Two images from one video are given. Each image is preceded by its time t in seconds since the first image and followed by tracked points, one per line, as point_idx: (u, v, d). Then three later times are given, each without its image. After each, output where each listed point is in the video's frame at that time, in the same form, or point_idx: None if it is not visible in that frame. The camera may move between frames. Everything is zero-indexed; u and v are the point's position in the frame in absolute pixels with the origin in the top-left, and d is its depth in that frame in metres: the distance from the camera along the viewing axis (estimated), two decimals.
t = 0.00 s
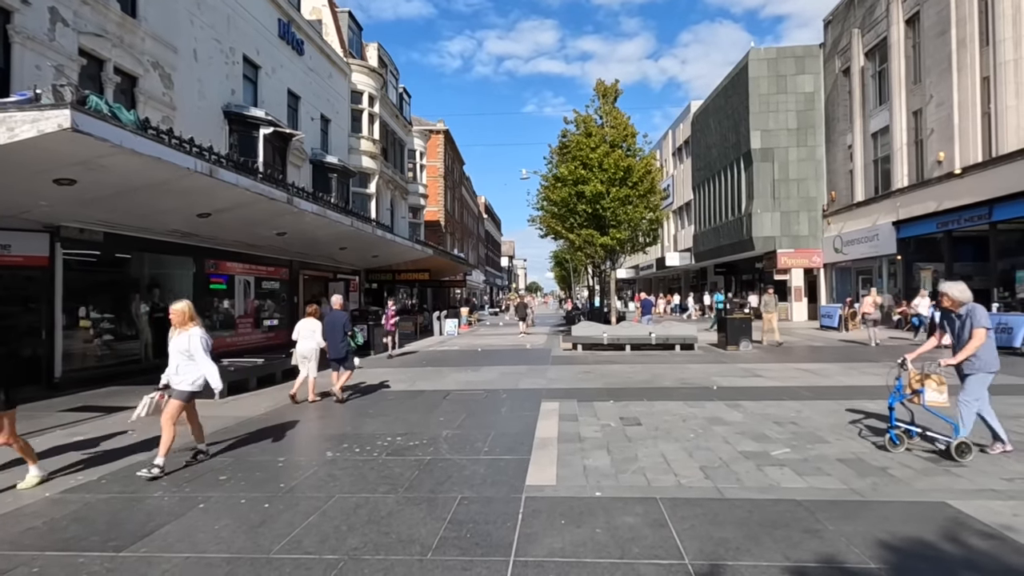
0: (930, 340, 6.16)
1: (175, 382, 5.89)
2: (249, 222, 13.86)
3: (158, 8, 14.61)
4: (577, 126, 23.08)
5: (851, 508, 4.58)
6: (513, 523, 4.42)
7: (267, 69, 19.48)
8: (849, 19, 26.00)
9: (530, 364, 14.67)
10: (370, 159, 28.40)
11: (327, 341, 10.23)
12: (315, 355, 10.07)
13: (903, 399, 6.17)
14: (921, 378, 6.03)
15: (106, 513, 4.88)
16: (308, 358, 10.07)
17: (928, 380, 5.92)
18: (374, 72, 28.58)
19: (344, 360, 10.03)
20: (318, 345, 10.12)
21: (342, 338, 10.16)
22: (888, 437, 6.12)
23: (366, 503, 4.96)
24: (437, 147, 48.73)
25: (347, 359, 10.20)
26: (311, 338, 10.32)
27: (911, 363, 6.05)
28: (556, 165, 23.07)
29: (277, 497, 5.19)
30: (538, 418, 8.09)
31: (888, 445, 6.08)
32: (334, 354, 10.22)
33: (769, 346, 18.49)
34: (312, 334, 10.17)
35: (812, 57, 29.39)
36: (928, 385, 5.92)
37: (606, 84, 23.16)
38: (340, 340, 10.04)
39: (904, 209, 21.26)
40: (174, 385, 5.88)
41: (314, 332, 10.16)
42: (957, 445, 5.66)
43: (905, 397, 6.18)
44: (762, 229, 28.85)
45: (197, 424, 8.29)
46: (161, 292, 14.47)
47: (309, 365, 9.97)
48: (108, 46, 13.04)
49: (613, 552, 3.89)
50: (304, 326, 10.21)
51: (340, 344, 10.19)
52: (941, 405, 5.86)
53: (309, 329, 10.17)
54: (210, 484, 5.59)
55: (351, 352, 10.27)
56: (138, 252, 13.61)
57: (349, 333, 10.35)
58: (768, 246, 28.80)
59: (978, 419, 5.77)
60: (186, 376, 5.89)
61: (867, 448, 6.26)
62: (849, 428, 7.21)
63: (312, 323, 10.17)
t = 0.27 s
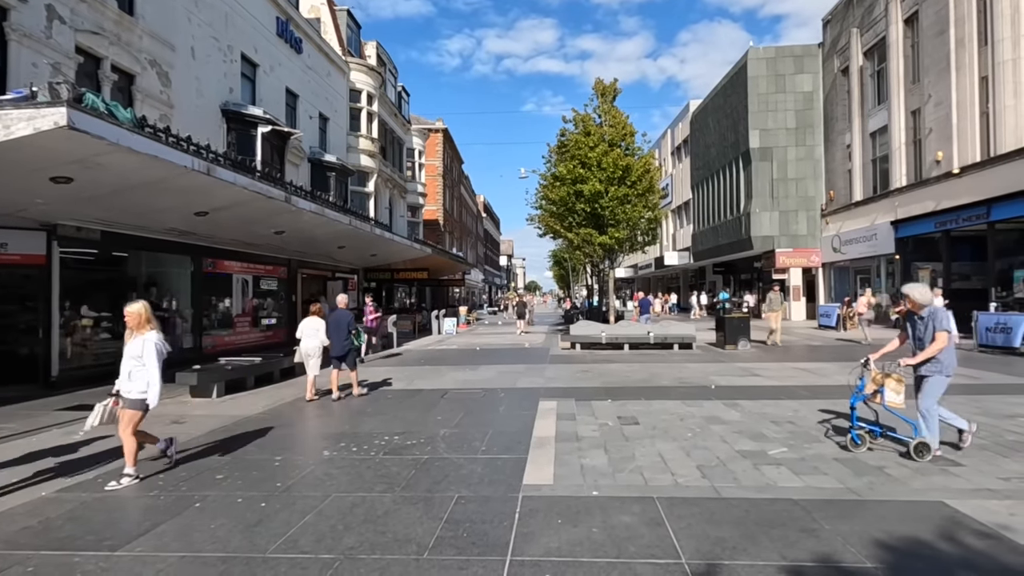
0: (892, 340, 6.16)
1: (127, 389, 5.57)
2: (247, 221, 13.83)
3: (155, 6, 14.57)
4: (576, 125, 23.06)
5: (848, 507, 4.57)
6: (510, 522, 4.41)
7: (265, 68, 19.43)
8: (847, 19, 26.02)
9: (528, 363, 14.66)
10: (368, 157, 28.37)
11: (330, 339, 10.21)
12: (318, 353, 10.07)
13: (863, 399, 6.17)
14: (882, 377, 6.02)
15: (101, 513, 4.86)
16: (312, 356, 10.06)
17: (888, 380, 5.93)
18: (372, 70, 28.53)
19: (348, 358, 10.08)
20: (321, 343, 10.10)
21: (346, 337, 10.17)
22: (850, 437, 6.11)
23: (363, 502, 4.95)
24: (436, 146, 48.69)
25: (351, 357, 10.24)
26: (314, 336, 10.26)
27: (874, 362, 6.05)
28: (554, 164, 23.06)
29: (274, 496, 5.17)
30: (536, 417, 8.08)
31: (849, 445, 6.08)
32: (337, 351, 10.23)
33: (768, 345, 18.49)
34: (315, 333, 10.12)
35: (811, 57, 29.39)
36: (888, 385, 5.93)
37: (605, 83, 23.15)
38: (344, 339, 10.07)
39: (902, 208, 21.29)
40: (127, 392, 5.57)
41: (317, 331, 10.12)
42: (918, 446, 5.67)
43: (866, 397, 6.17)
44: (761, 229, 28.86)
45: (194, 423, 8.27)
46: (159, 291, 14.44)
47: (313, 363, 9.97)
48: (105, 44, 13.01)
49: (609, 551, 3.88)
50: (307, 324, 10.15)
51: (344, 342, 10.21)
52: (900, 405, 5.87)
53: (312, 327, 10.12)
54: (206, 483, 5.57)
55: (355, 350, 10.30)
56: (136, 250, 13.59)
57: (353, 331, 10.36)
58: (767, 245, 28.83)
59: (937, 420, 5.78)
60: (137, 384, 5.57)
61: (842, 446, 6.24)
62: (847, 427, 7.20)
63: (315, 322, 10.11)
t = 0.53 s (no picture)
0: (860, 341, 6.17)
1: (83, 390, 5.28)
2: (244, 220, 13.78)
3: (152, 4, 14.50)
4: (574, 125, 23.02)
5: (849, 508, 4.54)
6: (509, 524, 4.38)
7: (263, 66, 19.36)
8: (846, 18, 26.03)
9: (527, 363, 14.63)
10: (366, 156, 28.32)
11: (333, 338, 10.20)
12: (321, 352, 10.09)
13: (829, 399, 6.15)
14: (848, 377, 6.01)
15: (95, 514, 4.81)
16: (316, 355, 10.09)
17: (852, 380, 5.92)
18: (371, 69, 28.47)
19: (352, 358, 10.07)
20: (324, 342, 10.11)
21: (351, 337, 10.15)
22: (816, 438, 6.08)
23: (360, 503, 4.92)
24: (434, 145, 48.63)
25: (356, 356, 10.25)
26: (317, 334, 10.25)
27: (840, 362, 6.05)
28: (553, 163, 23.02)
29: (270, 497, 5.14)
30: (534, 417, 8.05)
31: (815, 445, 6.06)
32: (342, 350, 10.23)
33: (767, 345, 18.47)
34: (318, 333, 10.11)
35: (810, 56, 29.37)
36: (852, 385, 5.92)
37: (604, 82, 23.10)
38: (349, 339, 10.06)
39: (901, 208, 21.29)
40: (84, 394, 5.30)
41: (319, 330, 10.11)
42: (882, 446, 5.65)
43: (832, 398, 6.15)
44: (759, 228, 28.86)
45: (191, 424, 8.23)
46: (156, 290, 14.39)
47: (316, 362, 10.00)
48: (102, 42, 12.95)
49: (608, 553, 3.85)
50: (310, 324, 10.13)
51: (349, 342, 10.20)
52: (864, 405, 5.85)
53: (314, 327, 10.09)
54: (203, 484, 5.53)
55: (360, 349, 10.29)
56: (133, 250, 13.53)
57: (358, 331, 10.34)
58: (765, 245, 28.84)
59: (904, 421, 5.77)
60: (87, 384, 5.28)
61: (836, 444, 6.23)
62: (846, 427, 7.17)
63: (318, 322, 10.08)
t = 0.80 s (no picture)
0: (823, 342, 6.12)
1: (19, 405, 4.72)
2: (241, 220, 13.69)
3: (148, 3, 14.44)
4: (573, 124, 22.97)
5: (850, 510, 4.50)
6: (508, 527, 4.33)
7: (260, 65, 19.30)
8: (844, 18, 26.05)
9: (526, 363, 14.59)
10: (364, 156, 28.25)
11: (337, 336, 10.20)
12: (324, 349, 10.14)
13: (794, 399, 6.10)
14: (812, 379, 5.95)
15: (89, 517, 4.75)
16: (319, 352, 10.14)
17: (816, 382, 5.87)
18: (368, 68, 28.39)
19: (357, 355, 10.00)
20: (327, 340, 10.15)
21: (355, 335, 10.12)
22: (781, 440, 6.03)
23: (357, 506, 4.87)
24: (433, 144, 48.55)
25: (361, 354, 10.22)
26: (320, 332, 10.28)
27: (805, 364, 5.98)
28: (551, 163, 22.97)
29: (266, 500, 5.09)
30: (534, 418, 8.01)
31: (782, 447, 6.03)
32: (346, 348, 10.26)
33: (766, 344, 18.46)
34: (320, 331, 10.14)
35: (808, 56, 29.38)
36: (817, 386, 5.87)
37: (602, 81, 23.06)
38: (352, 337, 10.04)
39: (899, 208, 21.29)
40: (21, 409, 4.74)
41: (321, 328, 10.15)
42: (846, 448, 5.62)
43: (797, 398, 6.12)
44: (758, 228, 28.86)
45: (187, 425, 8.17)
46: (152, 290, 14.31)
47: (319, 359, 10.07)
48: (98, 41, 12.89)
49: (608, 557, 3.80)
50: (312, 322, 10.19)
51: (352, 340, 10.16)
52: (829, 407, 5.83)
53: (317, 325, 10.12)
54: (198, 487, 5.48)
55: (364, 347, 10.24)
56: (129, 249, 13.45)
57: (362, 329, 10.27)
58: (763, 244, 28.84)
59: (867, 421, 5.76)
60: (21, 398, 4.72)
61: (831, 444, 6.18)
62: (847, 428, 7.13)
63: (320, 320, 10.10)
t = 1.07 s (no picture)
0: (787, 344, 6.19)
1: None
2: (238, 219, 13.63)
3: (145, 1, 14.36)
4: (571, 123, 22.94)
5: (851, 512, 4.48)
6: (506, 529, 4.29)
7: (257, 64, 19.23)
8: (842, 18, 26.08)
9: (524, 362, 14.56)
10: (362, 155, 28.19)
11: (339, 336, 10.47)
12: (325, 348, 10.38)
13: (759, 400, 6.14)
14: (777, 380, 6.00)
15: (82, 520, 4.71)
16: (320, 351, 10.38)
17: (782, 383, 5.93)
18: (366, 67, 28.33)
19: (359, 354, 10.21)
20: (328, 339, 10.44)
21: (356, 334, 10.36)
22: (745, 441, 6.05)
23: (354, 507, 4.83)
24: (430, 144, 48.49)
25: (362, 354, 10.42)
26: (323, 334, 10.57)
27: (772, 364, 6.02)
28: (549, 162, 22.94)
29: (263, 501, 5.04)
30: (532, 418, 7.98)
31: (746, 448, 6.03)
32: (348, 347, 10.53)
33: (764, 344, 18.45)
34: (322, 330, 10.46)
35: (806, 55, 29.41)
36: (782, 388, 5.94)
37: (600, 81, 23.04)
38: (354, 335, 10.28)
39: (897, 207, 21.29)
40: None
41: (324, 328, 10.46)
42: (809, 449, 5.63)
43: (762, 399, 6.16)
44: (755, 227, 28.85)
45: (183, 425, 8.12)
46: (149, 290, 14.23)
47: (320, 358, 10.30)
48: (93, 40, 12.81)
49: (608, 559, 3.77)
50: (316, 322, 10.52)
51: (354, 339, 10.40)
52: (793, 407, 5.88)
53: (320, 325, 10.44)
54: (194, 488, 5.43)
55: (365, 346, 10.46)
56: (125, 249, 13.38)
57: (363, 329, 10.52)
58: (761, 244, 28.84)
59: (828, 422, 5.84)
60: None
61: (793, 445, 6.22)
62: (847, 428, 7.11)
63: (323, 320, 10.34)
